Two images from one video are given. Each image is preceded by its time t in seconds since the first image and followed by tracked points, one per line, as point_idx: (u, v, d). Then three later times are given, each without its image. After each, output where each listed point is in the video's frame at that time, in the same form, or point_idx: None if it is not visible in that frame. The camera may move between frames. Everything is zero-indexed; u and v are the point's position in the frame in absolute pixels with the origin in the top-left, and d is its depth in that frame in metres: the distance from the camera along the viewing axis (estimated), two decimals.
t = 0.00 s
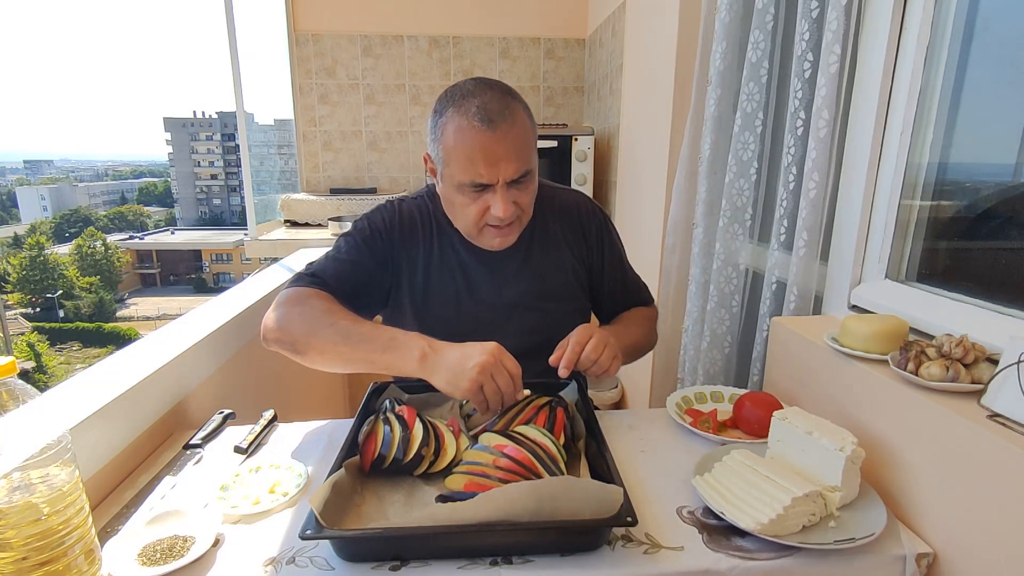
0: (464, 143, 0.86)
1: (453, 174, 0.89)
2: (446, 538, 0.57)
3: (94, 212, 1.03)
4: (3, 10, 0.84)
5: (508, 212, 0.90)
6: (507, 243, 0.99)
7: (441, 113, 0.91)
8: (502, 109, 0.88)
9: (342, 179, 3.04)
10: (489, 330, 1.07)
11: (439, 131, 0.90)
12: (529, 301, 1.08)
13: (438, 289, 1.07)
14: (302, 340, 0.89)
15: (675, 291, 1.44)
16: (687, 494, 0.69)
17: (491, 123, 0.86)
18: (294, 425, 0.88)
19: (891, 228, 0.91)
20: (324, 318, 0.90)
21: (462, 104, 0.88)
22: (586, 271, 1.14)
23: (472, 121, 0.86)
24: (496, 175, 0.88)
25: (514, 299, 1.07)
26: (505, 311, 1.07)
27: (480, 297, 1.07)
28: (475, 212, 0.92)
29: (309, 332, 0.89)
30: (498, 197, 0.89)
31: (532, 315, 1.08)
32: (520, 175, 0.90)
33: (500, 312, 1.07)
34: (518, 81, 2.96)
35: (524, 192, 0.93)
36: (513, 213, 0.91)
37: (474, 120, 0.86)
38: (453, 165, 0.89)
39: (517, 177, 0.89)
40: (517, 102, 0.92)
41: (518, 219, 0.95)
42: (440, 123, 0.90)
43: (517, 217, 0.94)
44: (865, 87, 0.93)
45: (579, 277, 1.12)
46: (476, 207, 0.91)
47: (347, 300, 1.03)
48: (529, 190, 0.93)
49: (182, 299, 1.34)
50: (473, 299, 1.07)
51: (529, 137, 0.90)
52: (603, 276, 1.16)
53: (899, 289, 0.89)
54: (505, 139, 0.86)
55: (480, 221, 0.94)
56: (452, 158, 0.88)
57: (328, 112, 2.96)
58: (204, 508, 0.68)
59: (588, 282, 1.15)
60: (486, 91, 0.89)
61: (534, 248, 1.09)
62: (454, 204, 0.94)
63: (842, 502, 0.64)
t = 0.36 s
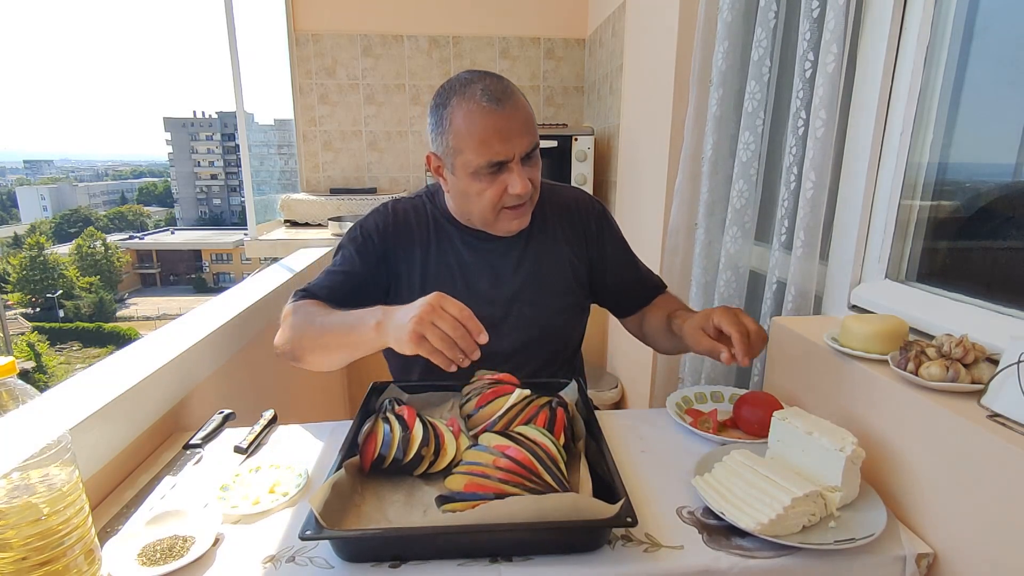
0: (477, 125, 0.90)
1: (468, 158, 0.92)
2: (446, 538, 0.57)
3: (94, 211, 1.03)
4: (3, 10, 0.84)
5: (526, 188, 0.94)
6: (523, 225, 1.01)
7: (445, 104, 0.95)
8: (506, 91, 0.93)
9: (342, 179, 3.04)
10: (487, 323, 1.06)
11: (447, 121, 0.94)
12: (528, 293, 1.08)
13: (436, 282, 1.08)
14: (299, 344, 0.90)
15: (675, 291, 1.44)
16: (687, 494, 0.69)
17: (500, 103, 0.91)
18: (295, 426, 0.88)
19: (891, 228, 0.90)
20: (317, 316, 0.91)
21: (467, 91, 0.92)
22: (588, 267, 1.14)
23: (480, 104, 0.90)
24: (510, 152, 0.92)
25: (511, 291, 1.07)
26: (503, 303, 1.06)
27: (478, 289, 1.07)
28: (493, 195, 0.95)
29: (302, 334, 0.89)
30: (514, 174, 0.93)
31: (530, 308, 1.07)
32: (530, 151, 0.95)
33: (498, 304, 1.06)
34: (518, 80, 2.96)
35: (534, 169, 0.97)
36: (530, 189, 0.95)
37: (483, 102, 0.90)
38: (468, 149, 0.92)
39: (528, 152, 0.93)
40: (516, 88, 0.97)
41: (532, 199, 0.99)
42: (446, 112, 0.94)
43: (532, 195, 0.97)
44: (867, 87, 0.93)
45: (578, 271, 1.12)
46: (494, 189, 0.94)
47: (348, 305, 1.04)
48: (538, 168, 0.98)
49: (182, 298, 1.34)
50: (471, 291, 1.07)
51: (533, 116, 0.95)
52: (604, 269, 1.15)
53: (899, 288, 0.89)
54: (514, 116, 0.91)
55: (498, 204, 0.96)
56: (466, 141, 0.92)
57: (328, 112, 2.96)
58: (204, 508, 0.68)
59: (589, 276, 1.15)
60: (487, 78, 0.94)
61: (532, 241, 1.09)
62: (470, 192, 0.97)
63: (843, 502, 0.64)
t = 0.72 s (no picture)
0: (468, 117, 0.90)
1: (456, 149, 0.93)
2: (446, 538, 0.57)
3: (94, 211, 1.03)
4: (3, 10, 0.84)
5: (509, 187, 0.94)
6: (506, 223, 1.02)
7: (446, 92, 0.95)
8: (505, 87, 0.92)
9: (342, 179, 3.04)
10: (484, 319, 1.06)
11: (444, 108, 0.94)
12: (527, 293, 1.07)
13: (432, 279, 1.08)
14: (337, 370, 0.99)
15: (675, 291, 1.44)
16: (687, 494, 0.69)
17: (495, 99, 0.90)
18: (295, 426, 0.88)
19: (891, 229, 0.90)
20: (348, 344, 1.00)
21: (467, 82, 0.92)
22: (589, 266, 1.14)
23: (476, 96, 0.90)
24: (498, 149, 0.91)
25: (508, 287, 1.07)
26: (500, 299, 1.06)
27: (475, 285, 1.07)
28: (476, 188, 0.96)
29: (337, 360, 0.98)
30: (498, 172, 0.93)
31: (530, 307, 1.07)
32: (521, 151, 0.94)
33: (495, 301, 1.06)
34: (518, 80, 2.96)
35: (524, 170, 0.97)
36: (512, 188, 0.95)
37: (479, 95, 0.90)
38: (457, 139, 0.92)
39: (518, 152, 0.93)
40: (520, 84, 0.96)
41: (516, 198, 0.98)
42: (445, 101, 0.94)
43: (516, 194, 0.97)
44: (867, 87, 0.93)
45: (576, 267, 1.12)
46: (478, 182, 0.95)
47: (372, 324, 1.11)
48: (528, 168, 0.97)
49: (182, 298, 1.34)
50: (468, 286, 1.07)
51: (530, 115, 0.94)
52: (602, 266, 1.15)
53: (899, 289, 0.89)
54: (507, 114, 0.91)
55: (481, 198, 0.97)
56: (456, 132, 0.92)
57: (328, 112, 2.96)
58: (204, 508, 0.68)
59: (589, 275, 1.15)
60: (490, 71, 0.94)
61: (529, 238, 1.09)
62: (455, 181, 0.97)
63: (843, 502, 0.64)
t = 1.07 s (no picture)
0: (488, 113, 0.91)
1: (478, 147, 0.93)
2: (446, 538, 0.57)
3: (94, 211, 1.03)
4: (3, 9, 0.84)
5: (533, 179, 0.94)
6: (528, 217, 1.02)
7: (459, 93, 0.96)
8: (518, 83, 0.94)
9: (342, 179, 3.05)
10: (487, 317, 1.06)
11: (459, 108, 0.94)
12: (530, 291, 1.07)
13: (436, 275, 1.08)
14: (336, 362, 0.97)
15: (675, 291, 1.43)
16: (687, 494, 0.69)
17: (512, 94, 0.91)
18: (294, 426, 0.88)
19: (891, 228, 0.91)
20: (349, 336, 0.99)
21: (481, 81, 0.93)
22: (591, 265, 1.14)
23: (492, 93, 0.91)
24: (520, 142, 0.92)
25: (511, 285, 1.07)
26: (503, 298, 1.06)
27: (479, 282, 1.07)
28: (499, 184, 0.95)
29: (342, 351, 0.96)
30: (522, 165, 0.94)
31: (532, 306, 1.07)
32: (539, 143, 0.95)
33: (497, 298, 1.06)
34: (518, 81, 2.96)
35: (542, 163, 0.98)
36: (537, 181, 0.95)
37: (495, 92, 0.91)
38: (478, 137, 0.92)
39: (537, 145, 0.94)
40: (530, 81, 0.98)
41: (538, 192, 0.99)
42: (460, 100, 0.95)
43: (538, 188, 0.98)
44: (866, 87, 0.93)
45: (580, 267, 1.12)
46: (501, 178, 0.95)
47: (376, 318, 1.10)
48: (546, 162, 0.99)
49: (182, 298, 1.34)
50: (472, 284, 1.07)
51: (544, 110, 0.96)
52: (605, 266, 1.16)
53: (899, 289, 0.89)
54: (525, 108, 0.92)
55: (503, 194, 0.97)
56: (476, 129, 0.92)
57: (328, 112, 2.96)
58: (204, 508, 0.68)
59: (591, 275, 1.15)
60: (501, 70, 0.95)
61: (533, 237, 1.09)
62: (476, 180, 0.97)
63: (843, 501, 0.64)
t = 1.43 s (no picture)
0: (501, 96, 0.94)
1: (490, 129, 0.96)
2: (446, 538, 0.57)
3: (94, 211, 1.03)
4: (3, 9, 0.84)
5: (544, 162, 0.96)
6: (539, 206, 1.01)
7: (471, 82, 1.00)
8: (530, 72, 0.98)
9: (342, 179, 3.05)
10: (495, 313, 1.06)
11: (473, 96, 0.98)
12: (536, 286, 1.07)
13: (444, 271, 1.08)
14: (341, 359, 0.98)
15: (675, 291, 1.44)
16: (687, 494, 0.69)
17: (524, 80, 0.96)
18: (295, 426, 0.88)
19: (891, 228, 0.91)
20: (355, 335, 0.99)
21: (492, 68, 0.98)
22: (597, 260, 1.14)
23: (505, 78, 0.95)
24: (531, 124, 0.95)
25: (518, 280, 1.07)
26: (509, 293, 1.06)
27: (486, 278, 1.07)
28: (510, 167, 0.96)
29: (347, 350, 0.96)
30: (533, 148, 0.96)
31: (538, 302, 1.07)
32: (550, 129, 0.98)
33: (503, 294, 1.06)
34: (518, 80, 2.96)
35: (552, 150, 1.00)
36: (548, 165, 0.97)
37: (508, 77, 0.95)
38: (491, 119, 0.95)
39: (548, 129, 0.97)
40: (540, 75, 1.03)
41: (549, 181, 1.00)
42: (471, 88, 0.99)
43: (549, 175, 0.99)
44: (865, 88, 0.93)
45: (587, 262, 1.12)
46: (512, 161, 0.96)
47: (381, 316, 1.12)
48: (556, 150, 1.01)
49: (182, 298, 1.34)
50: (478, 278, 1.07)
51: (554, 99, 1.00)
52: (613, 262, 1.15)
53: (899, 288, 0.89)
54: (537, 92, 0.96)
55: (513, 178, 0.98)
56: (489, 112, 0.95)
57: (328, 112, 2.96)
58: (204, 508, 0.68)
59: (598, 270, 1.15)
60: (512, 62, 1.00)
61: (540, 233, 1.10)
62: (487, 165, 0.98)
63: (842, 501, 0.64)
